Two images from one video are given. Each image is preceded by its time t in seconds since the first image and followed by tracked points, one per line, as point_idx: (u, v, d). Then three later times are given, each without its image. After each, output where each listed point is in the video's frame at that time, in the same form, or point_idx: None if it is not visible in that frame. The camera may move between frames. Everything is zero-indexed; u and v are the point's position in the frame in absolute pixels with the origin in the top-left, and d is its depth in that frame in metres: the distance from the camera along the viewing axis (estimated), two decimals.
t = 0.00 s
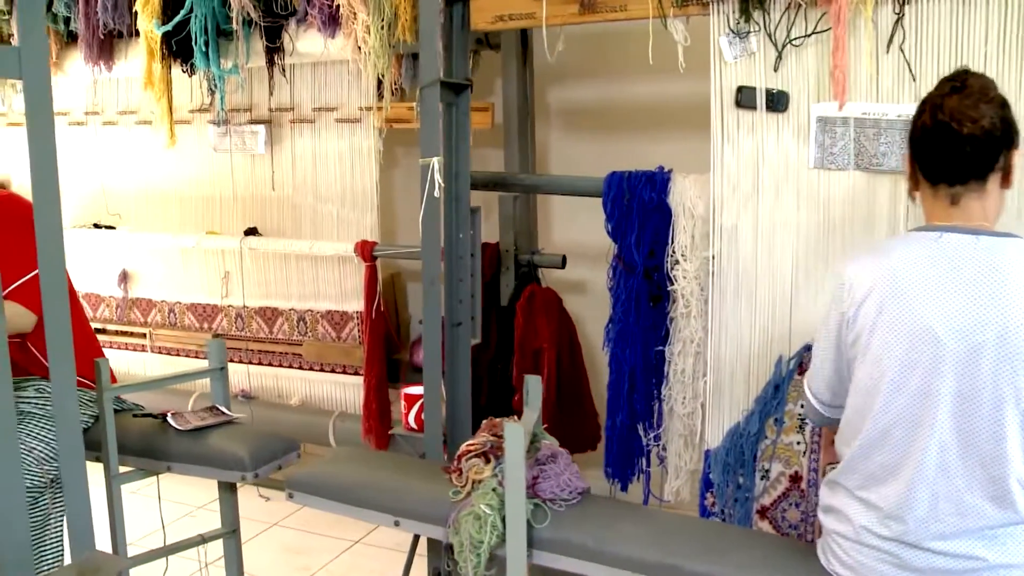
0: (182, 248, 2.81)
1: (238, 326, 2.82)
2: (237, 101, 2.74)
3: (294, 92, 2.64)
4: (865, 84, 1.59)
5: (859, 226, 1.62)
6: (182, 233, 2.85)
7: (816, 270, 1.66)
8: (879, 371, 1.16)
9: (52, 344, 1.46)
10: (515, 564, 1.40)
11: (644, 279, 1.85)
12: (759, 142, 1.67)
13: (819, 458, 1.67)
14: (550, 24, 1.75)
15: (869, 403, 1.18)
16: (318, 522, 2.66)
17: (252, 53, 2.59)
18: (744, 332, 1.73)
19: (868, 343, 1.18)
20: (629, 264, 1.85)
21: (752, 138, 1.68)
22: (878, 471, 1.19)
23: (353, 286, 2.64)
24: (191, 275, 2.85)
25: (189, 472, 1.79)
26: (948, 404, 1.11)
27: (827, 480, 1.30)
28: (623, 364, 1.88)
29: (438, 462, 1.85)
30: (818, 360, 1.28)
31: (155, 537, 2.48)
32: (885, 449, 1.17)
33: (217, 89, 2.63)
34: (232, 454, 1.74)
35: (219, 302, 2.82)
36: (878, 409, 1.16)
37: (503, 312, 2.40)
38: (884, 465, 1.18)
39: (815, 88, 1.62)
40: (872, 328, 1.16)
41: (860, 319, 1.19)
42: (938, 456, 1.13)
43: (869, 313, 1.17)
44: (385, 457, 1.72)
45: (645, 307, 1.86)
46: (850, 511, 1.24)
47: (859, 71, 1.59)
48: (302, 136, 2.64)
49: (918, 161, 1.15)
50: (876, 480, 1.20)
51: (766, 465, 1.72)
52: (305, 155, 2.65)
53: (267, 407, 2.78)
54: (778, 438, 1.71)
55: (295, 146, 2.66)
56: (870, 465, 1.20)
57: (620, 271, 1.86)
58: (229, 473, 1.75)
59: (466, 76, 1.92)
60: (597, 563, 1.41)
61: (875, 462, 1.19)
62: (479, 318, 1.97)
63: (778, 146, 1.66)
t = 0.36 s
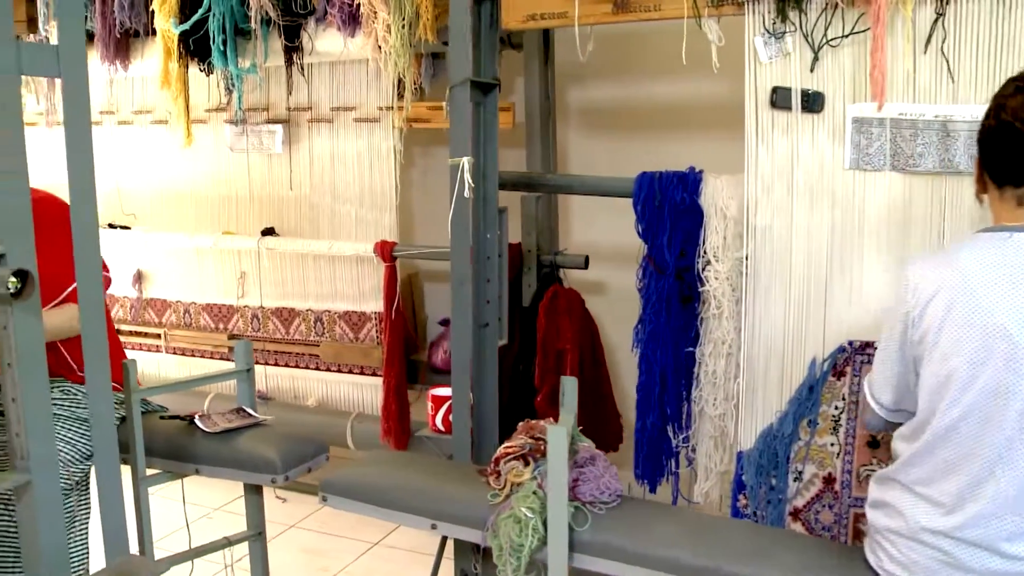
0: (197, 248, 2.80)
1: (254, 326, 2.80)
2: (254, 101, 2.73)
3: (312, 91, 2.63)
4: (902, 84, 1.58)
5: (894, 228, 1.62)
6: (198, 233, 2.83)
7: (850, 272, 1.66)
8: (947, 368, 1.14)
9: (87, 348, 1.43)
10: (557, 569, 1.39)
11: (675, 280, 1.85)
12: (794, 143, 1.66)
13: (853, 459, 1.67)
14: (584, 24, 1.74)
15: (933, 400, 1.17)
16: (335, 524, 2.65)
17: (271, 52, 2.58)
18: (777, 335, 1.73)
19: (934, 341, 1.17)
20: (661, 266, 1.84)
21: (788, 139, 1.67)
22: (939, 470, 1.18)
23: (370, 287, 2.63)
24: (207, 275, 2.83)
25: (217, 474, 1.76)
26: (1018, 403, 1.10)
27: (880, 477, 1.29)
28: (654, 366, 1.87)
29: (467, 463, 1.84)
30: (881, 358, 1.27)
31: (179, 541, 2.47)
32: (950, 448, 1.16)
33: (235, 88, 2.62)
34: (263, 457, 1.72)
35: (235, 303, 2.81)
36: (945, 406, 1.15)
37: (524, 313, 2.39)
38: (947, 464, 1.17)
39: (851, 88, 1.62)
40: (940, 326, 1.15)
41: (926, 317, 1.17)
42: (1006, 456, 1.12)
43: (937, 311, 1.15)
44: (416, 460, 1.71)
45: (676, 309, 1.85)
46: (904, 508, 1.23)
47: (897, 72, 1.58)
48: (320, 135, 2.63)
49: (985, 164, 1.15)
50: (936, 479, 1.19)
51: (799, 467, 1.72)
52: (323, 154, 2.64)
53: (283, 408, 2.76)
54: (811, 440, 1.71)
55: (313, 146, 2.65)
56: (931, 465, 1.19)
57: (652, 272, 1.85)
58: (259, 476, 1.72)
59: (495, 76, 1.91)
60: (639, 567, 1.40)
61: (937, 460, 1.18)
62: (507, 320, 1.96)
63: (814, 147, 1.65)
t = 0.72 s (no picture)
0: (211, 248, 2.79)
1: (269, 327, 2.79)
2: (269, 100, 2.72)
3: (329, 91, 2.62)
4: (937, 84, 1.58)
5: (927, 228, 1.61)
6: (213, 233, 2.82)
7: (882, 272, 1.66)
8: (1013, 362, 1.18)
9: (122, 353, 1.42)
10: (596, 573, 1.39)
11: (704, 281, 1.84)
12: (827, 144, 1.66)
13: (884, 460, 1.68)
14: (614, 24, 1.74)
15: (994, 397, 1.20)
16: (352, 525, 2.64)
17: (288, 51, 2.57)
18: (808, 336, 1.72)
19: (1002, 337, 1.21)
20: (689, 266, 1.84)
21: (820, 140, 1.67)
22: (993, 465, 1.20)
23: (387, 287, 2.62)
24: (221, 275, 2.82)
25: (244, 477, 1.75)
26: None
27: (928, 474, 1.31)
28: (682, 367, 1.87)
29: (495, 465, 1.83)
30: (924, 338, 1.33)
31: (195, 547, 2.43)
32: (1008, 442, 1.18)
33: (251, 87, 2.60)
34: (291, 459, 1.70)
35: (250, 303, 2.80)
36: (1008, 400, 1.18)
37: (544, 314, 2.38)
38: (1002, 459, 1.19)
39: (885, 88, 1.61)
40: (1011, 320, 1.19)
41: (998, 310, 1.21)
42: None
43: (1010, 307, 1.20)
44: (446, 462, 1.70)
45: (705, 310, 1.85)
46: (955, 506, 1.25)
47: (931, 72, 1.57)
48: (336, 135, 2.62)
49: None
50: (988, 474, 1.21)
51: (830, 468, 1.72)
52: (339, 154, 2.63)
53: (299, 409, 2.75)
54: (842, 441, 1.71)
55: (329, 145, 2.64)
56: (985, 460, 1.21)
57: (680, 272, 1.85)
58: (287, 478, 1.70)
59: (521, 75, 1.90)
60: (679, 570, 1.40)
61: (992, 455, 1.20)
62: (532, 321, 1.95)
63: (846, 148, 1.65)
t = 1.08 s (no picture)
0: (225, 249, 2.77)
1: (283, 328, 2.77)
2: (285, 100, 2.71)
3: (345, 90, 2.61)
4: (972, 84, 1.57)
5: (961, 229, 1.60)
6: (229, 234, 2.81)
7: (915, 273, 1.65)
8: None
9: (155, 356, 1.41)
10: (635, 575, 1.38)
11: (734, 283, 1.84)
12: (859, 145, 1.65)
13: (916, 462, 1.67)
14: (644, 24, 1.73)
15: None
16: (368, 528, 2.62)
17: (305, 50, 2.55)
18: (840, 337, 1.71)
19: None
20: (719, 268, 1.84)
21: (852, 140, 1.66)
22: None
23: (403, 287, 2.61)
24: (236, 276, 2.81)
25: (271, 481, 1.73)
26: None
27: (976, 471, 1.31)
28: (712, 369, 1.87)
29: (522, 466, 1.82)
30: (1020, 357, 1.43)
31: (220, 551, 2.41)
32: None
33: (267, 86, 2.59)
34: (319, 462, 1.69)
35: (264, 304, 2.78)
36: None
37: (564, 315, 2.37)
38: None
39: (918, 89, 1.61)
40: None
41: None
42: None
43: None
44: (476, 464, 1.69)
45: (734, 312, 1.85)
46: (1004, 506, 1.25)
47: (967, 72, 1.57)
48: (353, 135, 2.61)
49: None
50: None
51: (861, 470, 1.71)
52: (356, 154, 2.62)
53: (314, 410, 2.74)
54: (874, 442, 1.70)
55: (346, 145, 2.62)
56: None
57: (709, 274, 1.85)
58: (316, 481, 1.69)
59: (547, 75, 1.89)
60: (718, 573, 1.39)
61: None
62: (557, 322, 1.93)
63: (879, 148, 1.64)
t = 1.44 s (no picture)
0: (237, 249, 2.76)
1: (295, 329, 2.76)
2: (297, 100, 2.69)
3: (359, 90, 2.60)
4: (1003, 84, 1.57)
5: (991, 230, 1.60)
6: (242, 234, 2.80)
7: (943, 274, 1.65)
8: None
9: (186, 359, 1.40)
10: None
11: (759, 284, 1.84)
12: (888, 146, 1.65)
13: (944, 464, 1.67)
14: (671, 24, 1.73)
15: None
16: (382, 530, 2.61)
17: (319, 50, 2.53)
18: (867, 338, 1.71)
19: None
20: (745, 269, 1.84)
21: (880, 141, 1.66)
22: None
23: (418, 288, 2.59)
24: (248, 277, 2.80)
25: (296, 483, 1.72)
26: None
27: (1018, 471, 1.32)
28: (737, 370, 1.87)
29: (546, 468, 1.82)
30: None
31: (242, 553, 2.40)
32: None
33: (280, 86, 2.57)
34: (346, 465, 1.68)
35: (277, 305, 2.77)
36: None
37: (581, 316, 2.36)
38: None
39: (948, 90, 1.60)
40: None
41: None
42: None
43: None
44: (503, 466, 1.68)
45: (759, 313, 1.85)
46: None
47: (998, 73, 1.56)
48: (367, 135, 2.59)
49: None
50: None
51: (888, 471, 1.71)
52: (370, 154, 2.60)
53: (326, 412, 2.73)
54: (901, 444, 1.70)
55: (359, 145, 2.61)
56: None
57: (734, 275, 1.85)
58: (342, 484, 1.68)
59: (571, 75, 1.88)
60: None
61: None
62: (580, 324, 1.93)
63: (907, 149, 1.64)
